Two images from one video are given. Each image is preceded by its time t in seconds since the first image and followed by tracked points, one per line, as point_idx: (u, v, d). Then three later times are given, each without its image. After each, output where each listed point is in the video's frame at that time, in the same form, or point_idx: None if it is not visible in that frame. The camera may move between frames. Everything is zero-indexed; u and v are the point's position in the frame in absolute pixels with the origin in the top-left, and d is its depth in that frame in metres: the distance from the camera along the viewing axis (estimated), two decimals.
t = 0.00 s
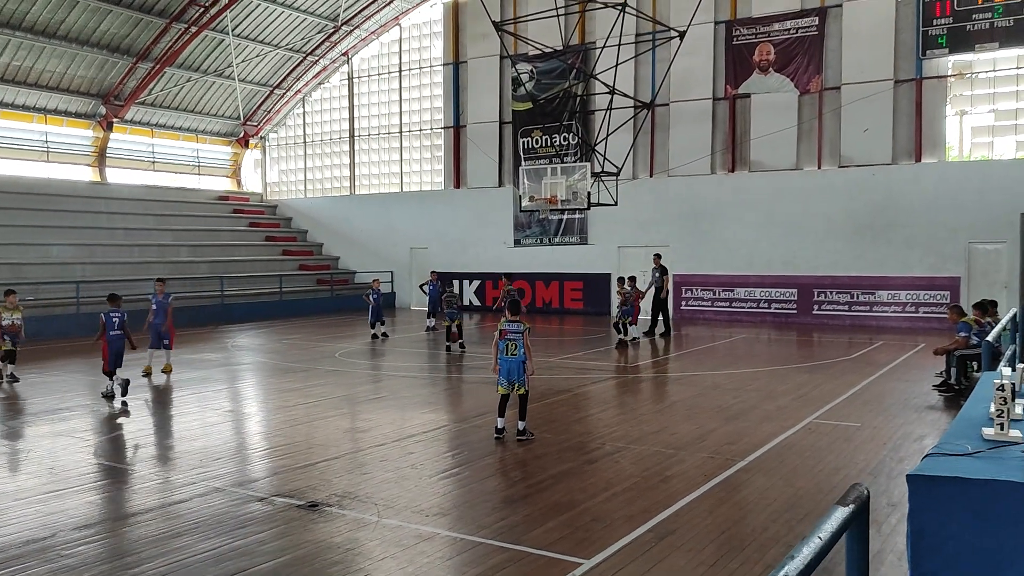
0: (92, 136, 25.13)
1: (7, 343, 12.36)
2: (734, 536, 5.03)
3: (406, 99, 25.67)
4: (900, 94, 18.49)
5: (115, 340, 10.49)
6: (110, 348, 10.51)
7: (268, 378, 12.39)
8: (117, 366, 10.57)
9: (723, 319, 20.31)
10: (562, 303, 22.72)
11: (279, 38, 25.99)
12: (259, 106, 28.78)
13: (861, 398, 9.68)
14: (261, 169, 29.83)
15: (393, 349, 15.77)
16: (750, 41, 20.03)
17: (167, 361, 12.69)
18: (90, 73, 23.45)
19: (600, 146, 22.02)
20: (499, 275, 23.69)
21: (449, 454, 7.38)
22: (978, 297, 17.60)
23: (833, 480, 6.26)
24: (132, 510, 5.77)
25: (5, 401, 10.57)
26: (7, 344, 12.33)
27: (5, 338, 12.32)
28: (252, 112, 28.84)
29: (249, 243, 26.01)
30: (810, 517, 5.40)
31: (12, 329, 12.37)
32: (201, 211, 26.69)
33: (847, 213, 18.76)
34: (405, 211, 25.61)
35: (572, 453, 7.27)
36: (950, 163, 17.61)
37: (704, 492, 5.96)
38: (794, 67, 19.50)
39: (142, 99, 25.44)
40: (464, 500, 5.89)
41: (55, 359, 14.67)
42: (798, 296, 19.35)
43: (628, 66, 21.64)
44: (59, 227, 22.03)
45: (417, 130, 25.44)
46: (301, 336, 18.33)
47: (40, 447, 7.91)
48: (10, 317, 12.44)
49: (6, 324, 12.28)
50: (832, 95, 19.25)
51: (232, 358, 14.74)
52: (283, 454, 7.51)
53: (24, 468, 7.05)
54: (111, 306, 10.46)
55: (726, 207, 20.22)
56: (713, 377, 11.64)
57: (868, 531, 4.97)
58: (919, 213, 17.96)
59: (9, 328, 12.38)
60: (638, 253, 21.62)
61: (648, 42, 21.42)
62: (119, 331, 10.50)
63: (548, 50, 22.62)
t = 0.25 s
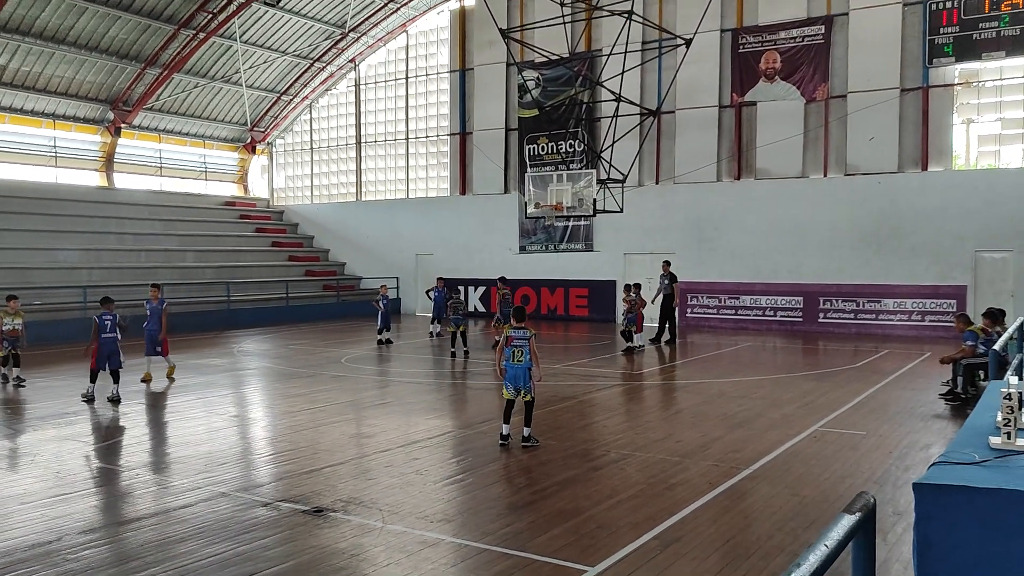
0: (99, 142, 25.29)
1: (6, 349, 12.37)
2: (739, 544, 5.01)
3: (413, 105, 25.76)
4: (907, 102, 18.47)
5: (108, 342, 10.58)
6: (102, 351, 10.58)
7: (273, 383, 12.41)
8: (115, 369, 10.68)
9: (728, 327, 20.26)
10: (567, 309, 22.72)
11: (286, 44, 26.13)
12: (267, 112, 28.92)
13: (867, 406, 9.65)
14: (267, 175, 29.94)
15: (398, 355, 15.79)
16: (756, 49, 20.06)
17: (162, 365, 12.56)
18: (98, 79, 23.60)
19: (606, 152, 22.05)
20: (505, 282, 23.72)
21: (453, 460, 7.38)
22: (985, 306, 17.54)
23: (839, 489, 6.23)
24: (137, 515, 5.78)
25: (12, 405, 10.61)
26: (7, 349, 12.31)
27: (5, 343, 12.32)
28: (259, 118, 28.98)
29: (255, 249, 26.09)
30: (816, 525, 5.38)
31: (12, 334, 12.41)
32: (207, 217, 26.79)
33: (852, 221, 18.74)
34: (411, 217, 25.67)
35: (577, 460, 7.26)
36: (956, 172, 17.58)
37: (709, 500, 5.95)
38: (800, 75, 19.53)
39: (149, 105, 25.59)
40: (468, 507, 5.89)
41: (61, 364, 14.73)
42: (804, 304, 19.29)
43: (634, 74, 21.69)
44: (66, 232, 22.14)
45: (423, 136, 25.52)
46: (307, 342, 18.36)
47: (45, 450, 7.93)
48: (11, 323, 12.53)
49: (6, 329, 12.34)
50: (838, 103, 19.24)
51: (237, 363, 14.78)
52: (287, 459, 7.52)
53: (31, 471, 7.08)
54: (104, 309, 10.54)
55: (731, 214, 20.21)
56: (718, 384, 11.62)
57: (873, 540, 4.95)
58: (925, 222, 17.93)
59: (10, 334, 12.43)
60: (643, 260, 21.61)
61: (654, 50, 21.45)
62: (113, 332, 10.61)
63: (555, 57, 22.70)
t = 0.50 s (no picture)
0: (106, 147, 25.42)
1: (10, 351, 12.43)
2: (744, 553, 4.98)
3: (418, 112, 25.84)
4: (913, 110, 18.45)
5: (98, 347, 10.68)
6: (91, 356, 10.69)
7: (277, 389, 12.41)
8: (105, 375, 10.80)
9: (733, 335, 20.22)
10: (571, 317, 22.71)
11: (293, 51, 26.25)
12: (273, 118, 29.02)
13: (873, 415, 9.61)
14: (273, 181, 30.01)
15: (402, 361, 15.77)
16: (762, 56, 20.08)
17: (154, 371, 12.33)
18: (105, 84, 23.73)
19: (611, 160, 22.06)
20: (509, 289, 23.72)
21: (457, 466, 7.37)
22: (992, 314, 17.47)
23: (845, 497, 6.20)
24: (140, 519, 5.77)
25: (16, 409, 10.63)
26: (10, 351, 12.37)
27: (8, 346, 12.36)
28: (265, 124, 29.09)
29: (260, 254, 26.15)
30: (821, 533, 5.36)
31: (15, 336, 12.45)
32: (213, 222, 26.87)
33: (858, 230, 18.70)
34: (416, 223, 25.70)
35: (581, 467, 7.24)
36: (962, 180, 17.55)
37: (714, 508, 5.93)
38: (806, 83, 19.53)
39: (156, 111, 25.71)
40: (472, 513, 5.88)
41: (65, 368, 14.75)
42: (809, 312, 19.23)
43: (640, 81, 21.71)
44: (72, 236, 22.23)
45: (429, 143, 25.57)
46: (311, 347, 18.36)
47: (49, 454, 7.94)
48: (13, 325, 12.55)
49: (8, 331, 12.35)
50: (844, 111, 19.24)
51: (241, 369, 14.79)
52: (291, 465, 7.51)
53: (34, 475, 7.08)
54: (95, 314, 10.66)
55: (736, 222, 20.19)
56: (723, 392, 11.58)
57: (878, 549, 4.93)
58: (931, 230, 17.88)
59: (12, 336, 12.45)
60: (648, 268, 21.58)
61: (660, 57, 21.47)
62: (104, 338, 10.72)
63: (560, 65, 22.75)
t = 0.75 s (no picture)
0: (112, 151, 25.55)
1: (16, 354, 12.47)
2: (747, 559, 4.97)
3: (423, 117, 25.90)
4: (918, 118, 18.44)
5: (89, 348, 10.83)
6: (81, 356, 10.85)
7: (281, 393, 12.42)
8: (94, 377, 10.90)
9: (737, 341, 20.19)
10: (575, 322, 22.72)
11: (299, 56, 26.36)
12: (278, 123, 29.12)
13: (877, 423, 9.58)
14: (278, 185, 30.08)
15: (406, 367, 15.77)
16: (767, 63, 20.10)
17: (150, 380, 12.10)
18: (112, 89, 23.85)
19: (615, 166, 22.09)
20: (513, 294, 23.72)
21: (460, 471, 7.36)
22: (997, 322, 17.42)
23: (849, 505, 6.18)
24: (144, 523, 5.78)
25: (21, 411, 10.66)
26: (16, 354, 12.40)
27: (14, 349, 12.40)
28: (271, 129, 29.20)
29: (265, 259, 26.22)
30: (825, 541, 5.34)
31: (20, 339, 12.47)
32: (218, 227, 26.95)
33: (862, 237, 18.68)
34: (421, 229, 25.74)
35: (584, 473, 7.23)
36: (967, 188, 17.53)
37: (717, 515, 5.91)
38: (810, 91, 19.54)
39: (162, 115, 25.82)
40: (475, 519, 5.87)
41: (70, 371, 14.78)
42: (814, 319, 19.20)
43: (645, 88, 21.73)
44: (78, 240, 22.31)
45: (434, 148, 25.63)
46: (315, 352, 18.38)
47: (53, 458, 7.96)
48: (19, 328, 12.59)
49: (13, 334, 12.39)
50: (849, 119, 19.24)
51: (245, 373, 14.81)
52: (295, 469, 7.52)
53: (39, 478, 7.10)
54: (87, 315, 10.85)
55: (741, 229, 20.18)
56: (727, 399, 11.56)
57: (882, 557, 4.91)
58: (936, 238, 17.86)
59: (17, 339, 12.48)
60: (652, 274, 21.57)
61: (665, 64, 21.51)
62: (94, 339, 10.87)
63: (566, 71, 22.81)
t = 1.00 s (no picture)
0: (117, 154, 25.69)
1: (23, 355, 12.49)
2: (750, 565, 4.96)
3: (427, 122, 25.94)
4: (922, 124, 18.40)
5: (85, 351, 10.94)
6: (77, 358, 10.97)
7: (284, 396, 12.43)
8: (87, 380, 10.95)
9: (741, 347, 20.18)
10: (579, 327, 22.64)
11: (304, 60, 26.43)
12: (283, 127, 29.19)
13: (881, 428, 9.56)
14: (282, 189, 30.15)
15: (409, 370, 15.79)
16: (771, 68, 20.10)
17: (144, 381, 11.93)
18: (117, 92, 23.94)
19: (619, 171, 22.11)
20: (517, 298, 23.72)
21: (463, 476, 7.36)
22: (1001, 328, 17.37)
23: (851, 511, 6.17)
24: (146, 526, 5.79)
25: (26, 413, 10.69)
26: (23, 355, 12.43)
27: (21, 350, 12.43)
28: (275, 133, 29.28)
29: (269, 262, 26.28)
30: (828, 548, 5.32)
31: (29, 341, 12.51)
32: (222, 230, 27.03)
33: (866, 243, 18.65)
34: (424, 233, 25.77)
35: (586, 478, 7.23)
36: (971, 194, 17.50)
37: (719, 521, 5.90)
38: (814, 96, 19.54)
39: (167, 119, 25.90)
40: (477, 523, 5.87)
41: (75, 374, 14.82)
42: (817, 325, 19.18)
43: (649, 93, 21.75)
44: (82, 243, 22.38)
45: (438, 153, 25.66)
46: (318, 355, 18.39)
47: (57, 460, 7.98)
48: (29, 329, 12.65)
49: (22, 335, 12.44)
50: (853, 124, 19.22)
51: (249, 376, 14.83)
52: (298, 473, 7.52)
53: (42, 480, 7.12)
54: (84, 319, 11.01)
55: (744, 234, 20.17)
56: (730, 404, 11.55)
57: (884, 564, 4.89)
58: (940, 244, 17.83)
59: (26, 340, 12.52)
60: (655, 278, 21.56)
61: (669, 69, 21.50)
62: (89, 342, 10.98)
63: (569, 75, 22.85)
